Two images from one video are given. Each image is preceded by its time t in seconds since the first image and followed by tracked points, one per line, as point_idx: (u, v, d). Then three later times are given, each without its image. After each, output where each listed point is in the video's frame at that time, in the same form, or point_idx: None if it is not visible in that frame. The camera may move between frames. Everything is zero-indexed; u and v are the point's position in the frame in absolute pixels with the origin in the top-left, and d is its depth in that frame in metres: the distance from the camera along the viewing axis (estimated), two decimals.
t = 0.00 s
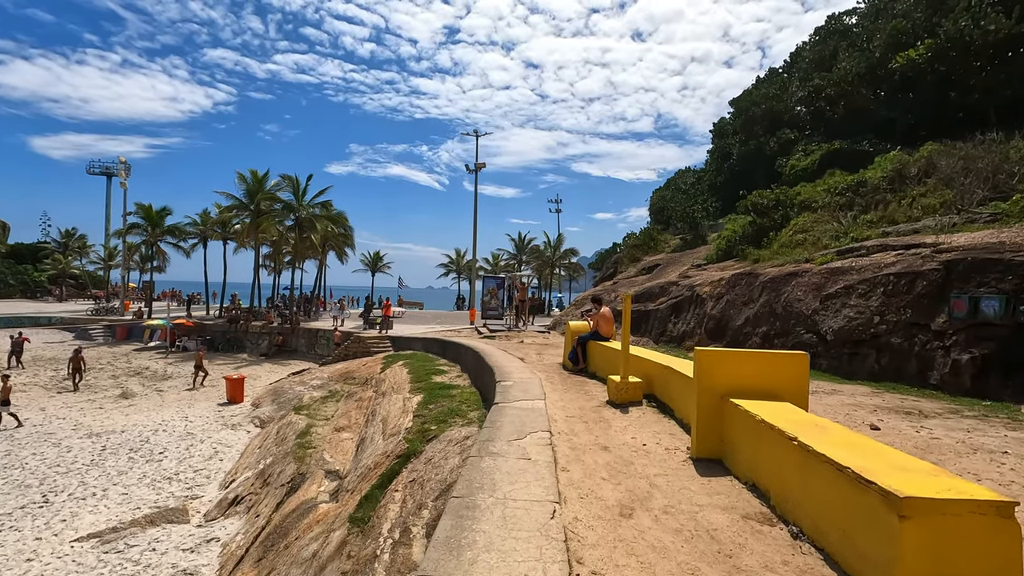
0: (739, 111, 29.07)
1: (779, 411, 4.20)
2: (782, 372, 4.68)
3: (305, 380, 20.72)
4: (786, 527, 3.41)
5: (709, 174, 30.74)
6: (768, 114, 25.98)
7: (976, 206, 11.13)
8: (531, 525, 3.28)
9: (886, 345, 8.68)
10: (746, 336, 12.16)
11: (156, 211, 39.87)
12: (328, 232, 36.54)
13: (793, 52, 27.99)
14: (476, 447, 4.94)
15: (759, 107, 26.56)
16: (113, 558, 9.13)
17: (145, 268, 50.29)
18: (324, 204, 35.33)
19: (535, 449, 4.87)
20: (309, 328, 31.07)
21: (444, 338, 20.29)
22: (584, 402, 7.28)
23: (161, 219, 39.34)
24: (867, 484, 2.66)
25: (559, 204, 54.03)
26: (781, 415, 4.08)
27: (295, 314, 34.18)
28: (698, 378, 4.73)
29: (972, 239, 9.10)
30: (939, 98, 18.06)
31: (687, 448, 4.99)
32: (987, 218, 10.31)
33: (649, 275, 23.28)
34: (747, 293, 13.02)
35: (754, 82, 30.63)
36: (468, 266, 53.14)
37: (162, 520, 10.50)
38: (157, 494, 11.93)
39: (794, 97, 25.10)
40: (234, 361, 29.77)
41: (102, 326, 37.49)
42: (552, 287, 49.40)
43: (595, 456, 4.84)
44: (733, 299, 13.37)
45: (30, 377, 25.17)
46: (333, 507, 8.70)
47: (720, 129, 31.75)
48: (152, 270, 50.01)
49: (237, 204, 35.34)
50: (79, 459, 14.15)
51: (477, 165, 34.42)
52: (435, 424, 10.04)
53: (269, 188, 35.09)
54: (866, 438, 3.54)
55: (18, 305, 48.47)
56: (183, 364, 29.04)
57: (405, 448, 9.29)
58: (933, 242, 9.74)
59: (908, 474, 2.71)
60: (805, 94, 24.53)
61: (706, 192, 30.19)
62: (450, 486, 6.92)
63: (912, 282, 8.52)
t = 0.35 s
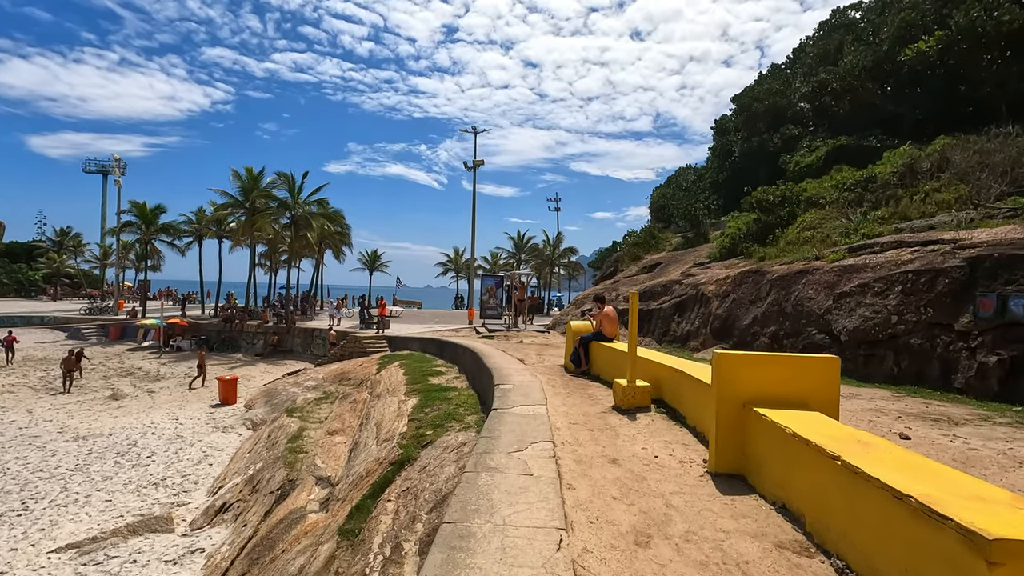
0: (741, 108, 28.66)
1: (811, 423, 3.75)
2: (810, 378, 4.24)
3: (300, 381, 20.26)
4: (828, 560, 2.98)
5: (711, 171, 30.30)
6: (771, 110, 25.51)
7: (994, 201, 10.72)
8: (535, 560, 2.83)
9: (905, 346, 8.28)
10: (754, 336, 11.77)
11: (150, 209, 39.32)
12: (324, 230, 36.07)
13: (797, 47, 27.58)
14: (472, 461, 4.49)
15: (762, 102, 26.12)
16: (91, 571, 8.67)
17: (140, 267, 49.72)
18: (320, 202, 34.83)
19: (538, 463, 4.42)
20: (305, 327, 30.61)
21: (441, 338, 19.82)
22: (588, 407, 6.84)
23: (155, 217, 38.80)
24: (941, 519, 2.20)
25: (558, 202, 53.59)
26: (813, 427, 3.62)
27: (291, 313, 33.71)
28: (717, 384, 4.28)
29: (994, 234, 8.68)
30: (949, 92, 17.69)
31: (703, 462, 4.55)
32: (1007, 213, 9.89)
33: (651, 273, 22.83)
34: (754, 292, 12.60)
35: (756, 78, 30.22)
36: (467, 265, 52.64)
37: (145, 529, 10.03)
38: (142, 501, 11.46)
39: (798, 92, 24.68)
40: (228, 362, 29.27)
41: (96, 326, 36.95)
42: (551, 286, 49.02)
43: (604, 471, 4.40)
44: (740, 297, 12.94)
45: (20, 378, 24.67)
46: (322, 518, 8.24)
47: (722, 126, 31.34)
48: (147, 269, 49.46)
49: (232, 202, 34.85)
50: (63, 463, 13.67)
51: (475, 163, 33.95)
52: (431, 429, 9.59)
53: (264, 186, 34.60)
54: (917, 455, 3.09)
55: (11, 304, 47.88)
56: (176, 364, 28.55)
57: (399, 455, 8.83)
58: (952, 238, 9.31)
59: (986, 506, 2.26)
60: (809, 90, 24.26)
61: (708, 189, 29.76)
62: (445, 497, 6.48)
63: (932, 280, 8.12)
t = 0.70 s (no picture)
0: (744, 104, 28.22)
1: (847, 435, 3.33)
2: (841, 385, 3.81)
3: (294, 383, 19.82)
4: None
5: (713, 169, 29.87)
6: (774, 107, 25.09)
7: (1013, 195, 10.30)
8: None
9: (925, 348, 7.88)
10: (762, 337, 11.37)
11: (145, 208, 38.86)
12: (321, 229, 35.63)
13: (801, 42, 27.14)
14: (466, 475, 4.07)
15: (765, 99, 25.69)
16: None
17: (136, 266, 49.22)
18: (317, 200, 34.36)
19: (539, 479, 3.98)
20: (302, 327, 30.18)
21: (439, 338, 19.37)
22: (592, 413, 6.41)
23: (150, 216, 38.35)
24: None
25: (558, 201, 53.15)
26: (853, 441, 3.20)
27: (287, 313, 33.25)
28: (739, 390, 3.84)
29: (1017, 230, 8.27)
30: (958, 86, 17.32)
31: (722, 477, 4.14)
32: None
33: (653, 272, 22.43)
34: (761, 291, 12.17)
35: (759, 74, 29.79)
36: (466, 265, 52.24)
37: (127, 538, 9.60)
38: (126, 508, 11.02)
39: (802, 87, 24.24)
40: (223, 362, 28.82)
41: (89, 326, 36.47)
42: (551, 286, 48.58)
43: (613, 487, 3.97)
44: (746, 296, 12.52)
45: (10, 379, 24.23)
46: (310, 529, 7.82)
47: (724, 123, 30.91)
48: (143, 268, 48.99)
49: (228, 200, 34.41)
50: (47, 468, 13.24)
51: (474, 160, 33.49)
52: (426, 434, 9.16)
53: (260, 183, 34.16)
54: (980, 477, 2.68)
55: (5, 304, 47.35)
56: (170, 365, 28.11)
57: (392, 462, 8.39)
58: (972, 234, 8.89)
59: None
60: (813, 86, 23.61)
61: (710, 187, 29.35)
62: (438, 509, 6.05)
63: (954, 278, 7.71)
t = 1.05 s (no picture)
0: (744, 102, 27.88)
1: (893, 463, 2.91)
2: (878, 401, 3.39)
3: (285, 386, 19.34)
4: None
5: (712, 167, 29.50)
6: (775, 105, 24.73)
7: None
8: None
9: (944, 353, 7.52)
10: (769, 340, 11.00)
11: (135, 207, 38.23)
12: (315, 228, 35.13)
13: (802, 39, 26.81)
14: (459, 503, 3.63)
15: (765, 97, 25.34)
16: None
17: (127, 266, 48.51)
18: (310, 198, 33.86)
19: (540, 507, 3.55)
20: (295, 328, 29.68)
21: (434, 340, 18.93)
22: (596, 425, 5.97)
23: (141, 215, 37.74)
24: None
25: (554, 201, 52.82)
26: (903, 470, 2.77)
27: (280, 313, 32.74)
28: (764, 407, 3.42)
29: None
30: (963, 82, 17.07)
31: (744, 503, 3.72)
32: None
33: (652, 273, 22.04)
34: (767, 292, 11.76)
35: (758, 72, 29.44)
36: (462, 264, 51.76)
37: (103, 553, 9.12)
38: (105, 520, 10.54)
39: (803, 85, 23.90)
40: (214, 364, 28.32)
41: (79, 326, 35.84)
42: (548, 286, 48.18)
43: (624, 516, 3.54)
44: (751, 298, 12.12)
45: None
46: (295, 545, 7.38)
47: (723, 121, 30.56)
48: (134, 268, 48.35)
49: (220, 199, 33.88)
50: (26, 476, 12.74)
51: (470, 159, 33.04)
52: (419, 442, 8.73)
53: (253, 182, 33.64)
54: None
55: None
56: (160, 367, 27.58)
57: (382, 474, 7.94)
58: (990, 233, 8.50)
59: None
60: (814, 84, 23.26)
61: (709, 186, 28.99)
62: (429, 529, 5.61)
63: (975, 280, 7.33)
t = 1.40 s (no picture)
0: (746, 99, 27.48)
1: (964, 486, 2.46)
2: (935, 414, 2.94)
3: (278, 388, 18.84)
4: None
5: (713, 165, 29.10)
6: (778, 101, 24.36)
7: None
8: None
9: (971, 354, 7.15)
10: (779, 341, 10.58)
11: (128, 205, 37.66)
12: (311, 227, 34.65)
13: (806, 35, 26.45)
14: (454, 530, 3.18)
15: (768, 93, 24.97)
16: None
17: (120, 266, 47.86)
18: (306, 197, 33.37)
19: (547, 534, 3.11)
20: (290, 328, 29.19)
21: (431, 341, 18.46)
22: (603, 434, 5.52)
23: (134, 213, 37.18)
24: None
25: (553, 199, 52.37)
26: (981, 496, 2.33)
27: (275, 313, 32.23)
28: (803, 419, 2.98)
29: None
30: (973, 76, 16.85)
31: (779, 529, 3.27)
32: None
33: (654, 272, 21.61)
34: (776, 291, 11.33)
35: (760, 69, 29.06)
36: (460, 264, 51.27)
37: (79, 566, 8.63)
38: (84, 530, 10.05)
39: (806, 80, 23.51)
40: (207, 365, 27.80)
41: (70, 327, 35.26)
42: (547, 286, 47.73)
43: (643, 545, 3.11)
44: (759, 297, 11.68)
45: None
46: (280, 561, 6.91)
47: (725, 119, 30.16)
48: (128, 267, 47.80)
49: (214, 197, 33.37)
50: (6, 483, 12.24)
51: (468, 157, 32.56)
52: (414, 449, 8.26)
53: (247, 180, 33.13)
54: None
55: None
56: (152, 368, 27.05)
57: (373, 484, 7.47)
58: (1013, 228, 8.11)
59: None
60: (818, 80, 22.88)
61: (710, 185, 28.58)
62: (421, 547, 5.15)
63: (1004, 277, 6.96)
